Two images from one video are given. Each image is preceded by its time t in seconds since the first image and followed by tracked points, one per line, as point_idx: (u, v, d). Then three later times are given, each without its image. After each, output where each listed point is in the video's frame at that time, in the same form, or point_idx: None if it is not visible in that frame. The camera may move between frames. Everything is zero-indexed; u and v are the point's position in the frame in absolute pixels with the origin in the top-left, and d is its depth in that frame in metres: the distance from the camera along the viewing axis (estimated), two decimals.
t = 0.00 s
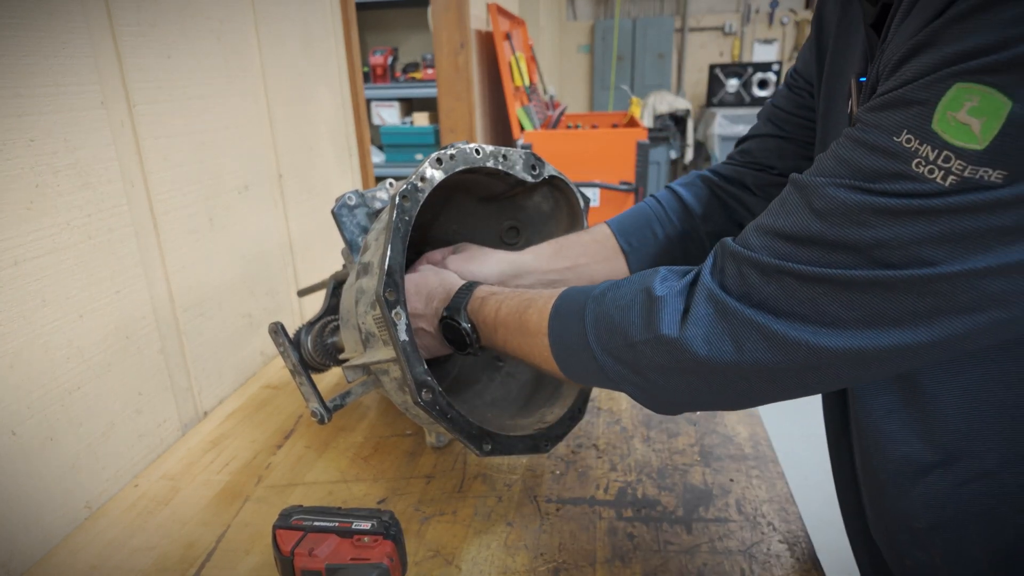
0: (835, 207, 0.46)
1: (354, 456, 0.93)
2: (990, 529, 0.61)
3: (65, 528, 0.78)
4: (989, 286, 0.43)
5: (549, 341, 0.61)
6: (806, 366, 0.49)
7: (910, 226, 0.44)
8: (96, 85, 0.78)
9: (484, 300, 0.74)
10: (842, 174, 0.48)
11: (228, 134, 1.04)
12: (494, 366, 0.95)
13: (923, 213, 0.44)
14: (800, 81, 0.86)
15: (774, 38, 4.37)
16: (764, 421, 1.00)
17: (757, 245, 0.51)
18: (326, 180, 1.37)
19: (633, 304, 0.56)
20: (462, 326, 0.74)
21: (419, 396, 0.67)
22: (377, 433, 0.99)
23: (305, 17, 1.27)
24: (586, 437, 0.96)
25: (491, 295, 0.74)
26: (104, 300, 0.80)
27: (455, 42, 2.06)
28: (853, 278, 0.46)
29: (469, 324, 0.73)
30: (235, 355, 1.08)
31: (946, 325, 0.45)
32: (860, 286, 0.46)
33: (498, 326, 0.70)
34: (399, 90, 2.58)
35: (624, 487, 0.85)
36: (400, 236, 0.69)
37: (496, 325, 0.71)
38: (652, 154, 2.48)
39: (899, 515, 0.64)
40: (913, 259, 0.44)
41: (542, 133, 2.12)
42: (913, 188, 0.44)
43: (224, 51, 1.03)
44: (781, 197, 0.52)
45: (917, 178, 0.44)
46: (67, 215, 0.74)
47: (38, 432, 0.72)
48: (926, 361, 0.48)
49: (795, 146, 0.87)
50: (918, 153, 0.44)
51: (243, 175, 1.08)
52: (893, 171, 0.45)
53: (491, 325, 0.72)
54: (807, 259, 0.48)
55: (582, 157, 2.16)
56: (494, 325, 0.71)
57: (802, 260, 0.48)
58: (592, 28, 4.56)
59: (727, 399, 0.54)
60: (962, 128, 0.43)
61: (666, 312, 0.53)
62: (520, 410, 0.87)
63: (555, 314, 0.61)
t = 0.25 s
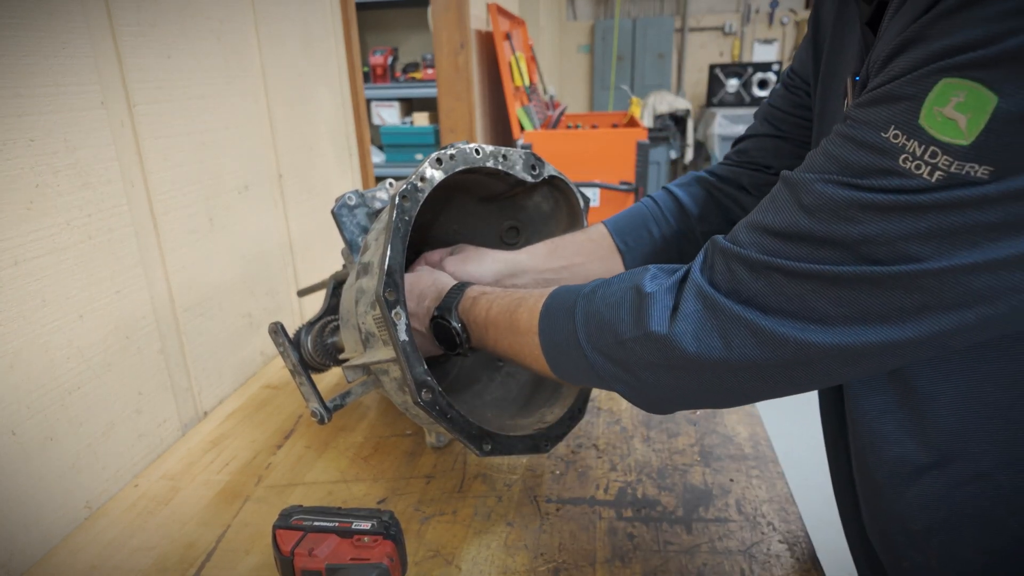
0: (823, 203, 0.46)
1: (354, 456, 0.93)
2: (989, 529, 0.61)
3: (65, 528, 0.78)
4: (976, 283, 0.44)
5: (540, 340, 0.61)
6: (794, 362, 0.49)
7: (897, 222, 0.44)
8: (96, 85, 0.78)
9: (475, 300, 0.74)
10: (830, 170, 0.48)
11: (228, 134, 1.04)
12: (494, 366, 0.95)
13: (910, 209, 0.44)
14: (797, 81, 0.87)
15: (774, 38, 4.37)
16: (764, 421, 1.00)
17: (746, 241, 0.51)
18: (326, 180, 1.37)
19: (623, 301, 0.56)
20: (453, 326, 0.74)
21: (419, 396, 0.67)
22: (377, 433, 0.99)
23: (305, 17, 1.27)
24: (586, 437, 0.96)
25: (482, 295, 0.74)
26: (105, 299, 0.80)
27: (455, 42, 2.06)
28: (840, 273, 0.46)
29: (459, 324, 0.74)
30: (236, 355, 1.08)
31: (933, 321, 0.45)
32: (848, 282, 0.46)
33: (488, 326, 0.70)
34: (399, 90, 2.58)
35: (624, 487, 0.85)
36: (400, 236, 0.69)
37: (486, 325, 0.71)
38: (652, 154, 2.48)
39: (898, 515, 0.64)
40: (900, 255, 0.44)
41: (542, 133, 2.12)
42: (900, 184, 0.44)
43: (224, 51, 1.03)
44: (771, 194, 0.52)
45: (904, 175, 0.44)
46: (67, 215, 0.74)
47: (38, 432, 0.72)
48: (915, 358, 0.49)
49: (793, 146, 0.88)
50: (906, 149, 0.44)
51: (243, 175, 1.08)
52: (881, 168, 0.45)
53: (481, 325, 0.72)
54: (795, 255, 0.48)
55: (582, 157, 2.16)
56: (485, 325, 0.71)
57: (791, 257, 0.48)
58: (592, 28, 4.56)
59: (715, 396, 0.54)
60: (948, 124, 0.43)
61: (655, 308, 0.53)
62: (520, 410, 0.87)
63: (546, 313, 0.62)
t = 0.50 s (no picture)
0: (811, 209, 0.46)
1: (354, 455, 0.93)
2: (988, 529, 0.61)
3: (65, 528, 0.78)
4: (964, 288, 0.44)
5: (534, 345, 0.61)
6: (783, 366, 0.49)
7: (885, 229, 0.44)
8: (96, 85, 0.78)
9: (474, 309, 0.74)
10: (819, 177, 0.48)
11: (228, 134, 1.04)
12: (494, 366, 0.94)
13: (897, 216, 0.44)
14: (792, 87, 0.86)
15: (774, 38, 4.38)
16: (764, 421, 1.00)
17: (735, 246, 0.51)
18: (326, 180, 1.37)
19: (615, 307, 0.56)
20: (451, 335, 0.74)
21: (418, 396, 0.67)
22: (377, 433, 0.99)
23: (305, 17, 1.27)
24: (586, 437, 0.96)
25: (481, 305, 0.74)
26: (105, 299, 0.80)
27: (456, 42, 2.06)
28: (829, 280, 0.46)
29: (456, 334, 0.73)
30: (236, 355, 1.08)
31: (922, 325, 0.45)
32: (837, 288, 0.46)
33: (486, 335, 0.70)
34: (399, 90, 2.58)
35: (624, 487, 0.85)
36: (400, 236, 0.69)
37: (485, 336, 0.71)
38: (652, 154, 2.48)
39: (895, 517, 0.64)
40: (888, 261, 0.44)
41: (542, 133, 2.12)
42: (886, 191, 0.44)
43: (225, 51, 1.03)
44: (762, 200, 0.52)
45: (892, 181, 0.44)
46: (67, 215, 0.74)
47: (39, 432, 0.72)
48: (907, 362, 0.49)
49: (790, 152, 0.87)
50: (892, 156, 0.44)
51: (243, 175, 1.08)
52: (868, 175, 0.45)
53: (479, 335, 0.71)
54: (785, 261, 0.48)
55: (582, 157, 2.16)
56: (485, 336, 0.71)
57: (780, 263, 0.48)
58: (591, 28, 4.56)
59: (706, 400, 0.54)
60: (935, 133, 0.43)
61: (646, 313, 0.53)
62: (520, 410, 0.87)
63: (542, 319, 0.62)
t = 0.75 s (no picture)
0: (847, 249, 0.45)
1: (354, 455, 0.93)
2: (986, 530, 0.61)
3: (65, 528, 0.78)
4: (1014, 331, 0.42)
5: (560, 378, 0.59)
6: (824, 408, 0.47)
7: (928, 270, 0.42)
8: (95, 85, 0.78)
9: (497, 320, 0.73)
10: (853, 215, 0.46)
11: (228, 134, 1.04)
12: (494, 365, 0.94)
13: (942, 257, 0.42)
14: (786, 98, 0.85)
15: (774, 39, 4.38)
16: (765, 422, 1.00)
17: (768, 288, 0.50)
18: (326, 180, 1.37)
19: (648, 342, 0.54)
20: (467, 345, 0.73)
21: (419, 396, 0.67)
22: (377, 433, 0.99)
23: (305, 17, 1.27)
24: (586, 437, 0.96)
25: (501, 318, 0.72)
26: (105, 299, 0.80)
27: (456, 42, 2.06)
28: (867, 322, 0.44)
29: (473, 344, 0.73)
30: (236, 355, 1.08)
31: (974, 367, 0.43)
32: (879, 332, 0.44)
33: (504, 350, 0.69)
34: (399, 90, 2.58)
35: (624, 487, 0.85)
36: (400, 236, 0.69)
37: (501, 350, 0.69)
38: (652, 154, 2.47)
39: (895, 517, 0.64)
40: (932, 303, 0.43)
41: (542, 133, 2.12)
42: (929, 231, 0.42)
43: (225, 50, 1.03)
44: (787, 236, 0.52)
45: (933, 220, 0.42)
46: (67, 215, 0.74)
47: (38, 432, 0.72)
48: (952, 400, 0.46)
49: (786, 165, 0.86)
50: (936, 194, 0.42)
51: (243, 175, 1.08)
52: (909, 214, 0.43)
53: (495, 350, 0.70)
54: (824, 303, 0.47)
55: (582, 157, 2.16)
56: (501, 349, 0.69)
57: (817, 305, 0.47)
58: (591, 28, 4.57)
59: (741, 442, 0.51)
60: (983, 171, 0.41)
61: (683, 355, 0.51)
62: (521, 409, 0.87)
63: (567, 346, 0.60)
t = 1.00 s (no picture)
0: None
1: (354, 455, 0.93)
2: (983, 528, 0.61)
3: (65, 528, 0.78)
4: None
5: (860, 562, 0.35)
6: (930, 459, 0.40)
7: None
8: (96, 85, 0.78)
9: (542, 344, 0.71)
10: None
11: (228, 134, 1.04)
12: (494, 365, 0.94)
13: None
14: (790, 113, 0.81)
15: (774, 39, 4.39)
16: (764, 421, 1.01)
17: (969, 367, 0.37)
18: (326, 180, 1.37)
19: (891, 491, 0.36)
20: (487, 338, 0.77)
21: (419, 396, 0.67)
22: (377, 433, 0.99)
23: (305, 17, 1.27)
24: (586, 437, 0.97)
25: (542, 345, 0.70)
26: (105, 299, 0.80)
27: (455, 42, 2.06)
28: None
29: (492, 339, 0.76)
30: (236, 355, 1.08)
31: None
32: None
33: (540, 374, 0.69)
34: (399, 90, 2.58)
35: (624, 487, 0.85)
36: (400, 236, 0.69)
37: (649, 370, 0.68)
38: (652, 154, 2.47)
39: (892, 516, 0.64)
40: None
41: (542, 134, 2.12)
42: None
43: (225, 51, 1.03)
44: None
45: None
46: (68, 215, 0.75)
47: (39, 432, 0.72)
48: None
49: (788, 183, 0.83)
50: None
51: (243, 175, 1.08)
52: None
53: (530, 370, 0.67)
54: None
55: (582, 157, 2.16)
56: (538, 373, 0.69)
57: None
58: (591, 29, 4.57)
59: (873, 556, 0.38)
60: None
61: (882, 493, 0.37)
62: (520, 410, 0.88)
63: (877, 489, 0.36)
